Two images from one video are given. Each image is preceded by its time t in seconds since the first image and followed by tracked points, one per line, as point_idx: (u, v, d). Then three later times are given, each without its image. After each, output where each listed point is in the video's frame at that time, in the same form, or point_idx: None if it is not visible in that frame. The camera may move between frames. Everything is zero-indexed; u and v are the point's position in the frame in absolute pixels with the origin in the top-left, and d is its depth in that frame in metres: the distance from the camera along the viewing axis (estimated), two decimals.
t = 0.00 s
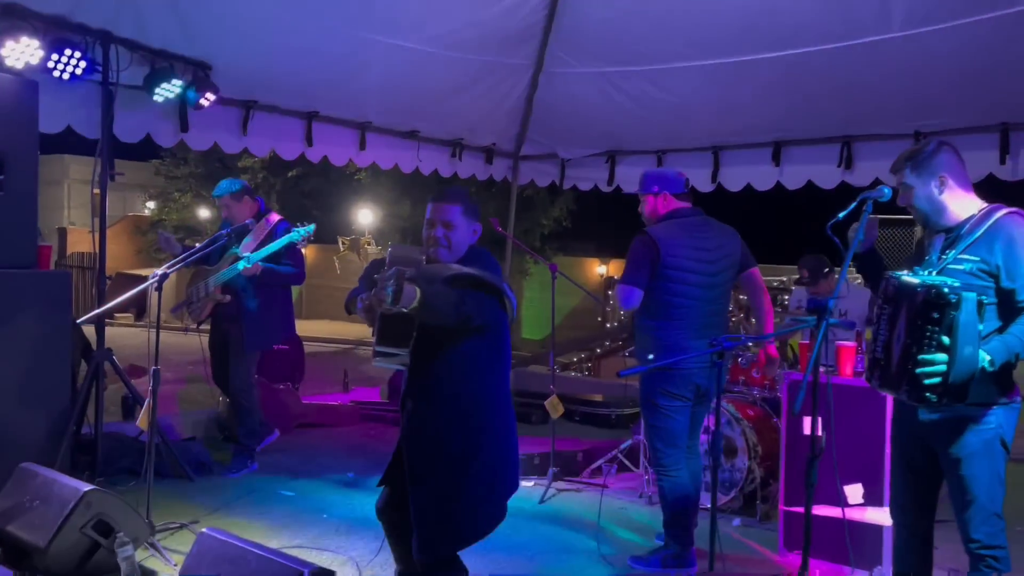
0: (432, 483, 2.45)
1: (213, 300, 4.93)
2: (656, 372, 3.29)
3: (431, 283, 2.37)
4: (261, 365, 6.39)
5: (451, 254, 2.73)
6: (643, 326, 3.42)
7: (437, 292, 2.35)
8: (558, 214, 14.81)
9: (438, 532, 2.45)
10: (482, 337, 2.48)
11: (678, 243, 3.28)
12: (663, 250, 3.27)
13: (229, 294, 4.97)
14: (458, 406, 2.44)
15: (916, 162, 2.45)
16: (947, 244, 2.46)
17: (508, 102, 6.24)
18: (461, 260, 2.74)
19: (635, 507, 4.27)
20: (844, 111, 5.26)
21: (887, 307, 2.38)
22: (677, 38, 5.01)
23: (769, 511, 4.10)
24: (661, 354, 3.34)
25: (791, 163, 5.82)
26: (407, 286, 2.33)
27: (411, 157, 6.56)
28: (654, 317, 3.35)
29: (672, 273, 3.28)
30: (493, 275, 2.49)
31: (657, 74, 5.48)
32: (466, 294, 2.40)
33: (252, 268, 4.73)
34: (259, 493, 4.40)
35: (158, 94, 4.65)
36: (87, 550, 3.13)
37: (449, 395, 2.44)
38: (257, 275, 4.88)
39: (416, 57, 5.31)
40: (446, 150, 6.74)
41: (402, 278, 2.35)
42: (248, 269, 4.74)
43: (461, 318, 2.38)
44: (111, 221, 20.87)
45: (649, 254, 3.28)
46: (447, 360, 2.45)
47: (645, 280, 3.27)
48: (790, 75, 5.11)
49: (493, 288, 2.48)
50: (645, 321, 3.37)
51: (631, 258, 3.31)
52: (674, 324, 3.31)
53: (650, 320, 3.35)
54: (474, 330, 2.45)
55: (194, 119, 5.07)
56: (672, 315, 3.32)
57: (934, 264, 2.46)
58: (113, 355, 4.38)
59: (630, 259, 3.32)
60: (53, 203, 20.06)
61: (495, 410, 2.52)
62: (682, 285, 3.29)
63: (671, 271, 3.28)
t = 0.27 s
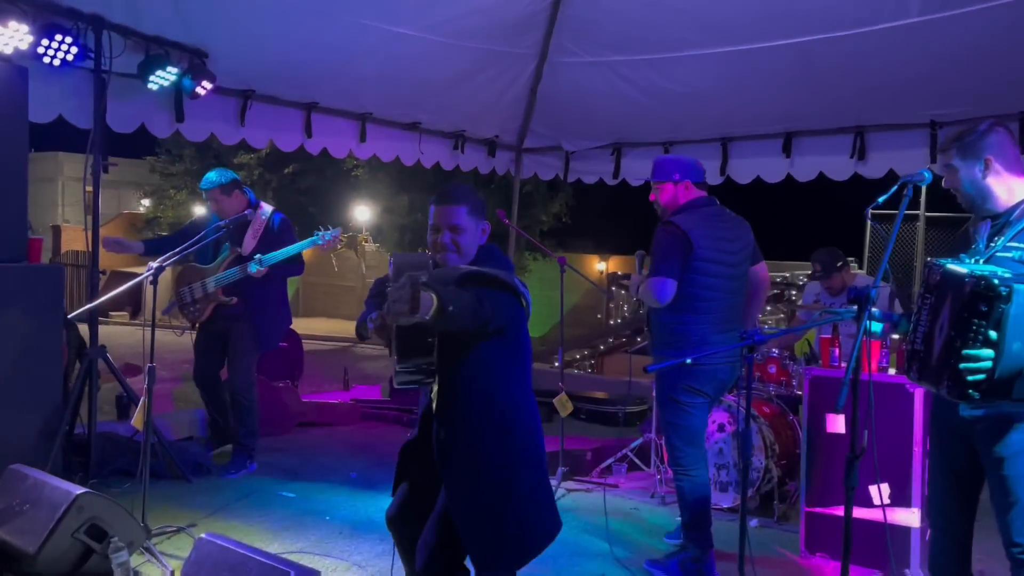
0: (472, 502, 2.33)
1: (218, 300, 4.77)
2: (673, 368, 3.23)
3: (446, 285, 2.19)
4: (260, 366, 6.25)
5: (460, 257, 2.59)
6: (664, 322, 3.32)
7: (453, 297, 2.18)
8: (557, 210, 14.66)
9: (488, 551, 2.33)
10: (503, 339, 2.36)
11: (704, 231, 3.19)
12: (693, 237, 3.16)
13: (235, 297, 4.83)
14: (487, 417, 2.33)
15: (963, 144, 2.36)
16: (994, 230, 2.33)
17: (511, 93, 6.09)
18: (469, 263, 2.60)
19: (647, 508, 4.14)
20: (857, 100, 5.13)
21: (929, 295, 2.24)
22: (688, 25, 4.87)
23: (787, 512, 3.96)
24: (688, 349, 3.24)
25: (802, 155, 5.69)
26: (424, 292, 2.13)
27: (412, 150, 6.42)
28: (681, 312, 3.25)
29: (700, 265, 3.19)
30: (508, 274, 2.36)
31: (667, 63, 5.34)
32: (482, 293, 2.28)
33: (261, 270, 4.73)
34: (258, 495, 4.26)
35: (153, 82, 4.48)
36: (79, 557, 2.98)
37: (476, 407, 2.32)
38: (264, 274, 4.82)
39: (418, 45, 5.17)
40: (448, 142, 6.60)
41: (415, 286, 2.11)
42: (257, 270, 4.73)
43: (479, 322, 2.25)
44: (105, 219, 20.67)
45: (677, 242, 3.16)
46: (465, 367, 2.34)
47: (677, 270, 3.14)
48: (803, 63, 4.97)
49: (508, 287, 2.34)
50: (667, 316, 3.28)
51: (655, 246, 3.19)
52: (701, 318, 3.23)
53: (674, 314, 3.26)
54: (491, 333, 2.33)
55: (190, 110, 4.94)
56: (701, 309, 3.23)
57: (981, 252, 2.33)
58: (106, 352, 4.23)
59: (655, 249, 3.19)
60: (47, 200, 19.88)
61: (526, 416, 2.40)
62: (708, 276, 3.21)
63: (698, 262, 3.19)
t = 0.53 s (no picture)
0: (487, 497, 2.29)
1: (225, 298, 4.68)
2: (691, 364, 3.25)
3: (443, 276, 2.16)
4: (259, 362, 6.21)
5: (469, 248, 2.54)
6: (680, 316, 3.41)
7: (452, 287, 2.13)
8: (556, 205, 14.60)
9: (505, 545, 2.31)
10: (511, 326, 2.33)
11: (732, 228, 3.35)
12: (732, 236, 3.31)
13: (243, 293, 4.78)
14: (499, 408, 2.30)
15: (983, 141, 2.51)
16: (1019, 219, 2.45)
17: (512, 86, 6.04)
18: (479, 250, 2.55)
19: (653, 503, 4.11)
20: (862, 92, 5.09)
21: (948, 288, 2.33)
22: (693, 17, 4.82)
23: (794, 508, 3.94)
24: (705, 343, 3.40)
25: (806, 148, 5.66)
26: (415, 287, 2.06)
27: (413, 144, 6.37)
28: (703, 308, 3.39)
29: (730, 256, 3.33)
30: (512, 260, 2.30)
31: (670, 55, 5.28)
32: (488, 281, 2.23)
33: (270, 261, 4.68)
34: (261, 492, 4.22)
35: (150, 74, 4.42)
36: (80, 556, 2.93)
37: (487, 399, 2.29)
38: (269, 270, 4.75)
39: (420, 38, 5.11)
40: (448, 136, 6.55)
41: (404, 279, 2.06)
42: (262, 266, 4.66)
43: (486, 311, 2.21)
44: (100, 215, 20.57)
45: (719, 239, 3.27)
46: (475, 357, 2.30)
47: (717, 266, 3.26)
48: (808, 55, 4.93)
49: (515, 273, 2.28)
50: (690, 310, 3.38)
51: (693, 242, 3.26)
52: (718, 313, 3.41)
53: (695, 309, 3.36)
54: (499, 322, 2.29)
55: (188, 103, 4.89)
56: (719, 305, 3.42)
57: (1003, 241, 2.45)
58: (105, 349, 4.17)
59: (695, 245, 3.25)
60: (42, 196, 19.77)
61: (536, 404, 2.38)
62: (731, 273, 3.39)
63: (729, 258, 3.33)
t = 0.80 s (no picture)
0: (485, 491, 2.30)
1: (229, 292, 4.66)
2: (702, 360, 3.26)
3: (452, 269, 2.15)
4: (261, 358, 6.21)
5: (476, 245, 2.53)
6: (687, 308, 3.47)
7: (463, 281, 2.13)
8: (555, 199, 14.58)
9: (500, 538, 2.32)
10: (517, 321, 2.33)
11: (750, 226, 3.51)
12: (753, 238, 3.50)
13: (246, 287, 4.76)
14: (500, 400, 2.31)
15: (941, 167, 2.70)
16: None
17: (514, 80, 6.02)
18: (487, 248, 2.54)
19: (659, 497, 4.11)
20: (866, 85, 5.08)
21: (966, 285, 2.39)
22: (696, 11, 4.80)
23: (800, 502, 3.95)
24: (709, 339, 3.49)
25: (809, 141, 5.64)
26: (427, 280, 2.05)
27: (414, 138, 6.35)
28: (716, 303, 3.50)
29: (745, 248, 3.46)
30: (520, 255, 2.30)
31: (673, 48, 5.26)
32: (497, 275, 2.23)
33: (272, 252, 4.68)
34: (266, 488, 4.22)
35: (152, 70, 4.40)
36: (88, 553, 2.93)
37: (489, 391, 2.30)
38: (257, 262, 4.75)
39: (421, 32, 5.09)
40: (450, 130, 6.54)
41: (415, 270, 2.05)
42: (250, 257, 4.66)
43: (495, 305, 2.21)
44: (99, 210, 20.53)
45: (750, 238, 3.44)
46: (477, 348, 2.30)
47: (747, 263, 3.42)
48: (811, 48, 4.91)
49: (521, 267, 2.28)
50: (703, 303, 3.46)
51: (725, 239, 3.42)
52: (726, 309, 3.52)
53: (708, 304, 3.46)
54: (505, 315, 2.29)
55: (190, 98, 4.87)
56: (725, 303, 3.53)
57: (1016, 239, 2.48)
58: (109, 346, 4.15)
59: (727, 243, 3.41)
60: (40, 192, 19.73)
61: (535, 397, 2.40)
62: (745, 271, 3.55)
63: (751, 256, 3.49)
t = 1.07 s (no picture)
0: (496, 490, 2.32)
1: (232, 287, 4.61)
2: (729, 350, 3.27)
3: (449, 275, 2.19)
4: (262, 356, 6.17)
5: (473, 245, 2.48)
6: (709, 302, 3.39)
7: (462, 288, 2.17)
8: (557, 195, 14.52)
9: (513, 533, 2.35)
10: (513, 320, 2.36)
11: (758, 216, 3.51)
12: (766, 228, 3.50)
13: (248, 281, 4.72)
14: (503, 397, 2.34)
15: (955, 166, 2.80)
16: None
17: (517, 75, 5.97)
18: (483, 247, 2.50)
19: (666, 496, 4.08)
20: (873, 79, 5.03)
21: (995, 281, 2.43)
22: (702, 4, 4.75)
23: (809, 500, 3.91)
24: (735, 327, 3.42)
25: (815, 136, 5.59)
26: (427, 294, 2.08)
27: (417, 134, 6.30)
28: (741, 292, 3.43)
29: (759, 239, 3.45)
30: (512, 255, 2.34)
31: (678, 42, 5.22)
32: (494, 275, 2.27)
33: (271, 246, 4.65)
34: (270, 488, 4.18)
35: (152, 65, 4.35)
36: (90, 556, 2.89)
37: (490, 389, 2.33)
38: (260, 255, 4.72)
39: (424, 26, 5.04)
40: (452, 126, 6.48)
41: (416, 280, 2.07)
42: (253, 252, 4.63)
43: (495, 306, 2.25)
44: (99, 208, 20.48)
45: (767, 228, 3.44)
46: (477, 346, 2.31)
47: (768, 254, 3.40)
48: (818, 42, 4.86)
49: (518, 267, 2.33)
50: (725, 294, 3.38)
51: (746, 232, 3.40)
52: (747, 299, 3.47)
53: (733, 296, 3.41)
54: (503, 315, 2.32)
55: (190, 94, 4.82)
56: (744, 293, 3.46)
57: None
58: (110, 344, 4.11)
59: (750, 234, 3.40)
60: (40, 190, 19.68)
61: (533, 394, 2.44)
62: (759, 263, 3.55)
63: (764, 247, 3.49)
